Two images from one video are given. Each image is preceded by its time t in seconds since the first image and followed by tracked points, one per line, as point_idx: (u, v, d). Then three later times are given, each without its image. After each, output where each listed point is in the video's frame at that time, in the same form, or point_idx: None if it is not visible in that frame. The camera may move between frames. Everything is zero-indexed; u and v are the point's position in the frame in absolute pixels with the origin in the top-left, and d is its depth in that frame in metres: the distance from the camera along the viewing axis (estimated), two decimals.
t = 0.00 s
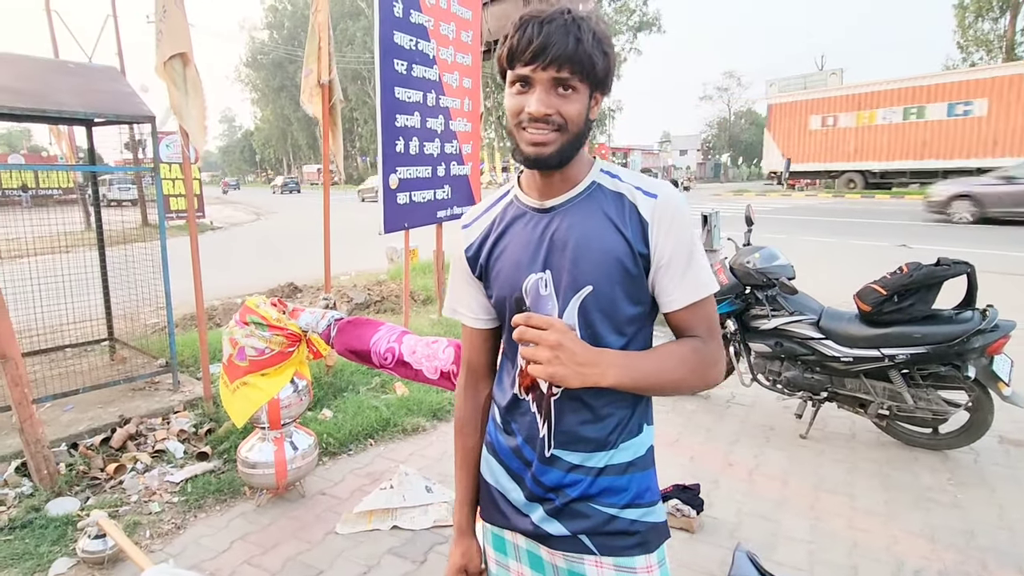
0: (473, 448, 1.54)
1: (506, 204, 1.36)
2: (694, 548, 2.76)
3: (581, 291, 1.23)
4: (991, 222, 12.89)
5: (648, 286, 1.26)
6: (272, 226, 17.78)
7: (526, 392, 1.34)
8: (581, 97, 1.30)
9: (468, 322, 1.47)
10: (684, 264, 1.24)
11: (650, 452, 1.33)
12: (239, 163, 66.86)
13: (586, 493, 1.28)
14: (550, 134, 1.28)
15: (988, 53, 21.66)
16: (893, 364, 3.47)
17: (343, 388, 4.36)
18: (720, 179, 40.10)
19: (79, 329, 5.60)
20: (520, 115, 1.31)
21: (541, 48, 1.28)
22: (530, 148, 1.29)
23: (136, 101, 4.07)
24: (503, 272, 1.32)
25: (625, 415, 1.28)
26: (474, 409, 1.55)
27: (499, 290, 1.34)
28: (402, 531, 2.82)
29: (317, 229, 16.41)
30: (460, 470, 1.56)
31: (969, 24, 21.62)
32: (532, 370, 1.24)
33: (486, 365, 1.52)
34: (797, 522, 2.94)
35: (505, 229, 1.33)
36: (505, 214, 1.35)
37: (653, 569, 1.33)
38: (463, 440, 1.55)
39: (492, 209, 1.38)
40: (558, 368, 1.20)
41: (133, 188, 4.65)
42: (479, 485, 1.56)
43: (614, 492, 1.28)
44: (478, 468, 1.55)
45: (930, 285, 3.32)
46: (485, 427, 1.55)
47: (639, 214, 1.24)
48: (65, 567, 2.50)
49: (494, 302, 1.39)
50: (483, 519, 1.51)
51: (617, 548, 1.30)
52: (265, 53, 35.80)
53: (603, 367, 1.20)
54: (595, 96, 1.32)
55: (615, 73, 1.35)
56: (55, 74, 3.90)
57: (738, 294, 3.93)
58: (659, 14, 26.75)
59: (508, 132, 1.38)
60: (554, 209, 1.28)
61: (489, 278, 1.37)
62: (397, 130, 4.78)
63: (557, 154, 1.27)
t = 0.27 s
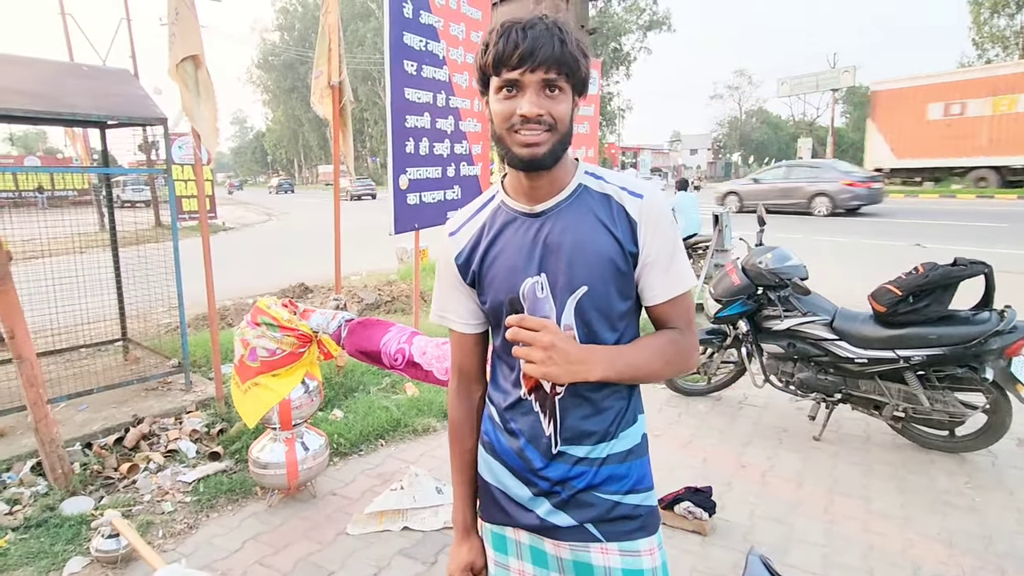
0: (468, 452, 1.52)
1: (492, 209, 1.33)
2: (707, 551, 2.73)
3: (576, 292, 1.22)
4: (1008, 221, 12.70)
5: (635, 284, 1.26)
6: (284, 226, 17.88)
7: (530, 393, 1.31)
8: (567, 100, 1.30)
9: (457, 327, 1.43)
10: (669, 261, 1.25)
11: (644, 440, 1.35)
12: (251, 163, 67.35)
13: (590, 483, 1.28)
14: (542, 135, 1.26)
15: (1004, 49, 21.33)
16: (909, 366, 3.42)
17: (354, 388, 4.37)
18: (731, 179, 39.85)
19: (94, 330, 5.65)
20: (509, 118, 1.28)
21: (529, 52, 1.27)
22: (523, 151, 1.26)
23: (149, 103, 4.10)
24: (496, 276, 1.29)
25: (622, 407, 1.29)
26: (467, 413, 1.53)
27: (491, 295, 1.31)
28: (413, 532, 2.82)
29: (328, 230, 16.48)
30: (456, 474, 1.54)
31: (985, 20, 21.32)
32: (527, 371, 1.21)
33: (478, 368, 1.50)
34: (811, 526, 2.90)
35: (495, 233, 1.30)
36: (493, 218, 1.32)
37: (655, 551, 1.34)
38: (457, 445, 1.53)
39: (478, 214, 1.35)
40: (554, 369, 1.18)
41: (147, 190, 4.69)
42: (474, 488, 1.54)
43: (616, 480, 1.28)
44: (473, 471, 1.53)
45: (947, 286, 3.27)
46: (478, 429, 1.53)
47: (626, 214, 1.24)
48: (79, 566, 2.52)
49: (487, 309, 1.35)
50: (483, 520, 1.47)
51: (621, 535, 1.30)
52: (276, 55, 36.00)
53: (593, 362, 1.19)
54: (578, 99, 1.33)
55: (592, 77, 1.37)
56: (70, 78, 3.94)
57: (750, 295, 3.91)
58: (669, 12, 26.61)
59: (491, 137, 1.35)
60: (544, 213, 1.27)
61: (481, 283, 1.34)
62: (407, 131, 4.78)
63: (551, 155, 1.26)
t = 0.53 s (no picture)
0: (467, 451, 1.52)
1: (485, 206, 1.31)
2: (716, 549, 2.72)
3: (578, 281, 1.22)
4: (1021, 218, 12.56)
5: (631, 269, 1.27)
6: (293, 223, 17.96)
7: (536, 383, 1.28)
8: (562, 97, 1.29)
9: (455, 324, 1.41)
10: (663, 245, 1.26)
11: (649, 424, 1.34)
12: (260, 161, 67.66)
13: (600, 468, 1.27)
14: (542, 133, 1.25)
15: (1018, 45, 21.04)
16: (921, 364, 3.39)
17: (362, 384, 4.38)
18: (740, 176, 39.61)
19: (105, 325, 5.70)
20: (509, 116, 1.26)
21: (529, 50, 1.25)
22: (524, 149, 1.24)
23: (159, 100, 4.12)
24: (497, 271, 1.27)
25: (626, 392, 1.29)
26: (464, 411, 1.52)
27: (492, 290, 1.29)
28: (421, 528, 2.82)
29: (337, 227, 16.53)
30: (454, 475, 1.52)
31: (998, 16, 21.04)
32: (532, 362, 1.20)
33: (474, 365, 1.49)
34: (822, 525, 2.88)
35: (491, 229, 1.29)
36: (489, 215, 1.30)
37: (665, 533, 1.33)
38: (456, 444, 1.52)
39: (472, 211, 1.33)
40: (556, 358, 1.17)
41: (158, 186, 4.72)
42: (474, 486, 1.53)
43: (625, 464, 1.28)
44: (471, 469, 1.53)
45: (960, 283, 3.23)
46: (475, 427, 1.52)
47: (621, 200, 1.25)
48: (91, 559, 2.54)
49: (486, 304, 1.33)
50: (492, 512, 1.45)
51: (632, 517, 1.30)
52: (285, 53, 36.11)
53: (595, 349, 1.19)
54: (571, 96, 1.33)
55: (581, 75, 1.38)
56: (82, 74, 3.97)
57: (760, 292, 3.88)
58: (678, 9, 26.45)
59: (486, 135, 1.32)
60: (541, 205, 1.26)
61: (480, 279, 1.32)
62: (415, 127, 4.78)
63: (550, 152, 1.25)
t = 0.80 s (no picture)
0: (466, 452, 1.50)
1: (483, 203, 1.29)
2: (723, 548, 2.69)
3: (580, 271, 1.19)
4: None
5: (634, 258, 1.23)
6: (297, 220, 17.96)
7: (543, 378, 1.27)
8: (551, 86, 1.26)
9: (454, 323, 1.39)
10: (666, 231, 1.22)
11: (660, 419, 1.32)
12: (264, 158, 67.75)
13: (612, 464, 1.24)
14: (532, 124, 1.23)
15: None
16: (931, 363, 3.35)
17: (366, 380, 4.36)
18: (745, 174, 39.47)
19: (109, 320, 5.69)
20: (497, 111, 1.24)
21: (510, 43, 1.22)
22: (515, 143, 1.22)
23: (163, 94, 4.10)
24: (497, 266, 1.25)
25: (636, 386, 1.26)
26: (463, 412, 1.50)
27: (494, 286, 1.27)
28: (425, 525, 2.80)
29: (341, 224, 16.52)
30: (454, 476, 1.51)
31: (1006, 13, 20.86)
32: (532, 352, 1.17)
33: (473, 367, 1.47)
34: (830, 525, 2.85)
35: (489, 224, 1.27)
36: (486, 211, 1.28)
37: (678, 531, 1.31)
38: (454, 445, 1.50)
39: (470, 208, 1.31)
40: (555, 347, 1.14)
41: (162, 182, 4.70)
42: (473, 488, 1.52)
43: (636, 459, 1.25)
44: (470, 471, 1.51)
45: (971, 281, 3.19)
46: (474, 429, 1.50)
47: (620, 187, 1.21)
48: (94, 555, 2.53)
49: (489, 301, 1.31)
50: (500, 512, 1.42)
51: (644, 515, 1.27)
52: (289, 50, 36.08)
53: (597, 339, 1.15)
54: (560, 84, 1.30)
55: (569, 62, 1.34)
56: (87, 69, 3.95)
57: (768, 290, 3.85)
58: (684, 6, 26.31)
59: (477, 132, 1.30)
60: (538, 197, 1.23)
61: (480, 276, 1.29)
62: (420, 123, 4.75)
63: (543, 143, 1.22)
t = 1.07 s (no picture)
0: (470, 457, 1.49)
1: (490, 204, 1.29)
2: (722, 552, 2.68)
3: (587, 274, 1.16)
4: None
5: (648, 261, 1.19)
6: (293, 221, 17.89)
7: (549, 389, 1.25)
8: (556, 80, 1.25)
9: (460, 327, 1.39)
10: (680, 233, 1.18)
11: (674, 433, 1.29)
12: (260, 158, 67.60)
13: (622, 480, 1.22)
14: (536, 120, 1.21)
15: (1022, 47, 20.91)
16: (929, 365, 3.34)
17: (362, 382, 4.34)
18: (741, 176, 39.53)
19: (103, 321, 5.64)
20: (499, 106, 1.23)
21: (511, 36, 1.22)
22: (518, 139, 1.21)
23: (158, 93, 4.07)
24: (503, 269, 1.24)
25: (648, 399, 1.23)
26: (468, 418, 1.49)
27: (500, 289, 1.26)
28: (423, 528, 2.78)
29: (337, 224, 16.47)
30: (458, 481, 1.50)
31: (1001, 17, 20.93)
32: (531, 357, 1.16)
33: (480, 372, 1.45)
34: (830, 528, 2.84)
35: (497, 226, 1.25)
36: (494, 213, 1.27)
37: (692, 550, 1.28)
38: (459, 450, 1.50)
39: (478, 211, 1.30)
40: (555, 352, 1.14)
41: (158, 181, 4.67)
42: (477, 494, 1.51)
43: (648, 475, 1.22)
44: (473, 477, 1.50)
45: (970, 283, 3.18)
46: (479, 435, 1.49)
47: (632, 187, 1.19)
48: (87, 558, 2.50)
49: (496, 306, 1.30)
50: (507, 527, 1.41)
51: (656, 533, 1.24)
52: (286, 50, 35.98)
53: (597, 345, 1.13)
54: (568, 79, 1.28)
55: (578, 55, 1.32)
56: (82, 67, 3.92)
57: (767, 291, 3.84)
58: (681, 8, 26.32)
59: (482, 129, 1.29)
60: (545, 197, 1.21)
61: (487, 279, 1.28)
62: (418, 123, 4.73)
63: (548, 140, 1.21)
